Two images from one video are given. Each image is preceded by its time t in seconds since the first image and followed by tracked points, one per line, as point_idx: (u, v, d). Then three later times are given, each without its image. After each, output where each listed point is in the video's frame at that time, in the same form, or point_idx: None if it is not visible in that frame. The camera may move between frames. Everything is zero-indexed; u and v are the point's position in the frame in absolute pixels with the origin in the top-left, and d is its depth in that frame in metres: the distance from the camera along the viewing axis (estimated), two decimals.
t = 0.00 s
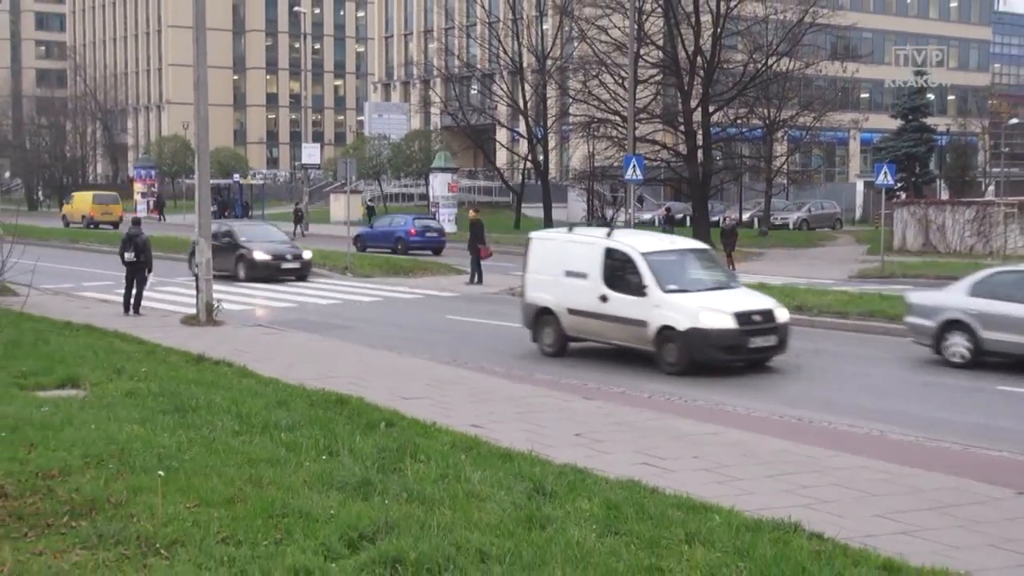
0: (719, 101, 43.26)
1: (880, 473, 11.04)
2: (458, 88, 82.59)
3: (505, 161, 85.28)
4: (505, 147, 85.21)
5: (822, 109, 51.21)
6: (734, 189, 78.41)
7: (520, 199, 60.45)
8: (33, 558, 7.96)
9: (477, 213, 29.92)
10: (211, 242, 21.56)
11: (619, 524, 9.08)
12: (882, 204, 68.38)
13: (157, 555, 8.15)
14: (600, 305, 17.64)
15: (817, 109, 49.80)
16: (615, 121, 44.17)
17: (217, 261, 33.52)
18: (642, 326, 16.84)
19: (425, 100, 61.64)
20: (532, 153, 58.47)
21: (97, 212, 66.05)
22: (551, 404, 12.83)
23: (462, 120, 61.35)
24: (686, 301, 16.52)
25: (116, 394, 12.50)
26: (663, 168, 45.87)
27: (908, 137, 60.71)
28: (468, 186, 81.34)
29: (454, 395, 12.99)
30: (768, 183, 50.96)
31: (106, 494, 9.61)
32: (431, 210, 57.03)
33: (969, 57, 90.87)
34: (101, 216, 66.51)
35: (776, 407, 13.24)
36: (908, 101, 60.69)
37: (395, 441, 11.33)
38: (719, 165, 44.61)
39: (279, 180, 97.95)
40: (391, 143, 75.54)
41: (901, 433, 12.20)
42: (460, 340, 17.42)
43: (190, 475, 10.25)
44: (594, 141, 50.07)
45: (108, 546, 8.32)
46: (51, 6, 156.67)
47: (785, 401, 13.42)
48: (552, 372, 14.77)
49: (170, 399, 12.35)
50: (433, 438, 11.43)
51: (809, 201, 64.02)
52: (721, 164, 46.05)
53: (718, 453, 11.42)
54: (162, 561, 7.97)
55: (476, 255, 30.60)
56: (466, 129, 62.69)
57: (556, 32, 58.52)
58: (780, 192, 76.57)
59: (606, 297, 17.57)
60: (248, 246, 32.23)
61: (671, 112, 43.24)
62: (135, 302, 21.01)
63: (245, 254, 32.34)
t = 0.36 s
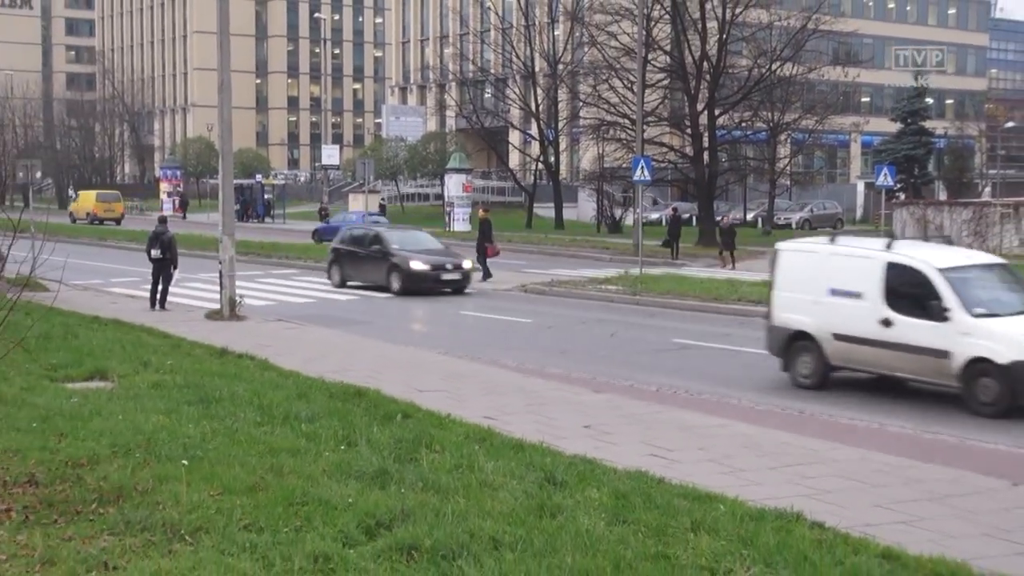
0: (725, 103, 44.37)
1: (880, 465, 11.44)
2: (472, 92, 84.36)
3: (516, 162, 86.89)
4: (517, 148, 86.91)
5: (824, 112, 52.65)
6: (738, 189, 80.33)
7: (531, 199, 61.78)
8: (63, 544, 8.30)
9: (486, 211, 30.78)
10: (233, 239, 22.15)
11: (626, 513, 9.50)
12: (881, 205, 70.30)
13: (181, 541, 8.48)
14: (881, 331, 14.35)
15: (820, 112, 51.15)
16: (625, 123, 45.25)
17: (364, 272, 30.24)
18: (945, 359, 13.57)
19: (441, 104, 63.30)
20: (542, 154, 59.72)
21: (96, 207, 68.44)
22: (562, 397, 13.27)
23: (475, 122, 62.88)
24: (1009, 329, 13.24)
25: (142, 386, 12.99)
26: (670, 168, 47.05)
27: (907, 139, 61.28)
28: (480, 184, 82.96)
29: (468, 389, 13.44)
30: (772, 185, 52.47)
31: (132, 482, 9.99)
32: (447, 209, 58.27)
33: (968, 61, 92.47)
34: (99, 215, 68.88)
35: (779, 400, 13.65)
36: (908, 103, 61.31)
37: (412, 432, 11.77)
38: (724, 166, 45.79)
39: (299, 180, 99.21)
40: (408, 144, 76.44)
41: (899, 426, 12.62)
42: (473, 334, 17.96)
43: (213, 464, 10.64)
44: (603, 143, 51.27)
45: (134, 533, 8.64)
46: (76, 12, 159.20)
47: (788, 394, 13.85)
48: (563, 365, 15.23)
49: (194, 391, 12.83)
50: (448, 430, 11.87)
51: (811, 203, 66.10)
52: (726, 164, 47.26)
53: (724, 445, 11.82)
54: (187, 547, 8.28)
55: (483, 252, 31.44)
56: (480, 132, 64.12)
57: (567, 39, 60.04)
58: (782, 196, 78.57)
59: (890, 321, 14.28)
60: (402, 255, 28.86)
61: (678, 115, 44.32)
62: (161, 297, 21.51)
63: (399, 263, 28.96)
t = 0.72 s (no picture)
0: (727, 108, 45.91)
1: (876, 458, 11.86)
2: (480, 97, 85.83)
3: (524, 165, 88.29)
4: (525, 153, 88.46)
5: (822, 117, 54.42)
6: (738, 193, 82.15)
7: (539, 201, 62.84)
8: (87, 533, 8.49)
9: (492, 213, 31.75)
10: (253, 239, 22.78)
11: (631, 505, 9.91)
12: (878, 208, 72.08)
13: (202, 530, 8.73)
14: None
15: (817, 116, 52.87)
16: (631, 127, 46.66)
17: (545, 289, 25.97)
18: None
19: (454, 109, 64.68)
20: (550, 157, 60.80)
21: (99, 205, 70.62)
22: (569, 392, 13.72)
23: (485, 127, 64.09)
24: None
25: (164, 380, 13.47)
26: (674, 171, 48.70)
27: (904, 143, 62.54)
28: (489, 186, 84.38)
29: (478, 383, 13.91)
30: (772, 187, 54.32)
31: (154, 473, 10.30)
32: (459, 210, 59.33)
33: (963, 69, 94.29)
34: (104, 211, 71.18)
35: (779, 395, 14.08)
36: (904, 108, 62.45)
37: (423, 426, 12.20)
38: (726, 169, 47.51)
39: (315, 181, 100.16)
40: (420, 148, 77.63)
41: (894, 420, 13.05)
42: (483, 331, 18.50)
43: (233, 456, 11.04)
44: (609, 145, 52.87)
45: (156, 521, 8.86)
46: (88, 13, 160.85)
47: (787, 389, 14.31)
48: (569, 361, 15.73)
49: (214, 385, 13.30)
50: (459, 423, 12.30)
51: (810, 205, 68.40)
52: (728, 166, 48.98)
53: (726, 439, 12.26)
54: (206, 535, 8.54)
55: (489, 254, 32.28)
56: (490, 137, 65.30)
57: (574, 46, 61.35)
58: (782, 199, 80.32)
59: None
60: (596, 271, 24.61)
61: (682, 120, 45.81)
62: (181, 294, 21.99)
63: (592, 280, 24.70)
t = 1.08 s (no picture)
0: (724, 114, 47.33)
1: (870, 453, 12.27)
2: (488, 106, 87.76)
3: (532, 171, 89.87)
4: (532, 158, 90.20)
5: (818, 122, 56.01)
6: (738, 197, 83.95)
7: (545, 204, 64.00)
8: (110, 523, 8.86)
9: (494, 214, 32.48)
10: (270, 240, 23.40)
11: (633, 497, 10.37)
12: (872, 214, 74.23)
13: (220, 520, 9.14)
14: None
15: (813, 121, 54.32)
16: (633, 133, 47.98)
17: (784, 315, 21.84)
18: None
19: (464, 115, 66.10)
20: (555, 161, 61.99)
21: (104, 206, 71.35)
22: (574, 388, 14.21)
23: (492, 132, 65.34)
24: None
25: (183, 376, 13.99)
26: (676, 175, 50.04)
27: (898, 148, 65.16)
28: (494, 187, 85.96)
29: (485, 380, 14.40)
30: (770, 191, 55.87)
31: (174, 466, 10.75)
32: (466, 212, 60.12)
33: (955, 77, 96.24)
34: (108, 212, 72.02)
35: (775, 391, 14.54)
36: (898, 114, 65.24)
37: (433, 420, 12.69)
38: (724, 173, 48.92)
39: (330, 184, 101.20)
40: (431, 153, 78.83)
41: (886, 415, 13.52)
42: (491, 328, 19.06)
43: (249, 450, 11.51)
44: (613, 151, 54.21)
45: (176, 512, 9.29)
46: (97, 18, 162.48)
47: (784, 386, 14.78)
48: (574, 357, 16.23)
49: (233, 381, 13.82)
50: (467, 418, 12.79)
51: (806, 208, 70.25)
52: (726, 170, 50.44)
53: (726, 434, 12.71)
54: (225, 525, 8.95)
55: (489, 254, 32.99)
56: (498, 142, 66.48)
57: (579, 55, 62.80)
58: (780, 201, 82.08)
59: None
60: (855, 291, 20.36)
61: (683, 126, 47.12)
62: (201, 294, 22.51)
63: (850, 303, 20.48)
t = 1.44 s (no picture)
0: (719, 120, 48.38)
1: (861, 447, 12.70)
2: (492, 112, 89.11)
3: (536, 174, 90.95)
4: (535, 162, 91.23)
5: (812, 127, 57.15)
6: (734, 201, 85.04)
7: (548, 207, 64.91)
8: (128, 514, 9.29)
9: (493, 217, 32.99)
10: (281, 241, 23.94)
11: (632, 489, 10.83)
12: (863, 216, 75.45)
13: (234, 512, 9.59)
14: None
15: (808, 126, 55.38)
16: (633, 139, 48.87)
17: None
18: None
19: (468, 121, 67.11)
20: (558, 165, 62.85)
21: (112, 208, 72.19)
22: (577, 384, 14.69)
23: (497, 137, 66.20)
24: None
25: (199, 373, 14.49)
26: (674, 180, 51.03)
27: (887, 154, 65.96)
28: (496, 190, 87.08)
29: (489, 377, 14.88)
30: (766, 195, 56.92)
31: (190, 460, 11.23)
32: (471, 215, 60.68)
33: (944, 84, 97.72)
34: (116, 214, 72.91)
35: (770, 388, 15.02)
36: (887, 121, 66.07)
37: (440, 416, 13.17)
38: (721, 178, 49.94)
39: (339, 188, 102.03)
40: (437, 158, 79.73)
41: (877, 412, 13.99)
42: (493, 327, 19.59)
43: (262, 444, 11.99)
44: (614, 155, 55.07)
45: (192, 503, 9.76)
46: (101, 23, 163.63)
47: (779, 383, 15.26)
48: (576, 356, 16.73)
49: (247, 377, 14.32)
50: (473, 414, 13.27)
51: (800, 212, 71.26)
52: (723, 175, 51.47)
53: (723, 429, 13.16)
54: (240, 517, 9.41)
55: (487, 256, 33.50)
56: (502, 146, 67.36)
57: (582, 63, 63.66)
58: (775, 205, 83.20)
59: None
60: None
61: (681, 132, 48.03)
62: (216, 294, 23.01)
63: None
